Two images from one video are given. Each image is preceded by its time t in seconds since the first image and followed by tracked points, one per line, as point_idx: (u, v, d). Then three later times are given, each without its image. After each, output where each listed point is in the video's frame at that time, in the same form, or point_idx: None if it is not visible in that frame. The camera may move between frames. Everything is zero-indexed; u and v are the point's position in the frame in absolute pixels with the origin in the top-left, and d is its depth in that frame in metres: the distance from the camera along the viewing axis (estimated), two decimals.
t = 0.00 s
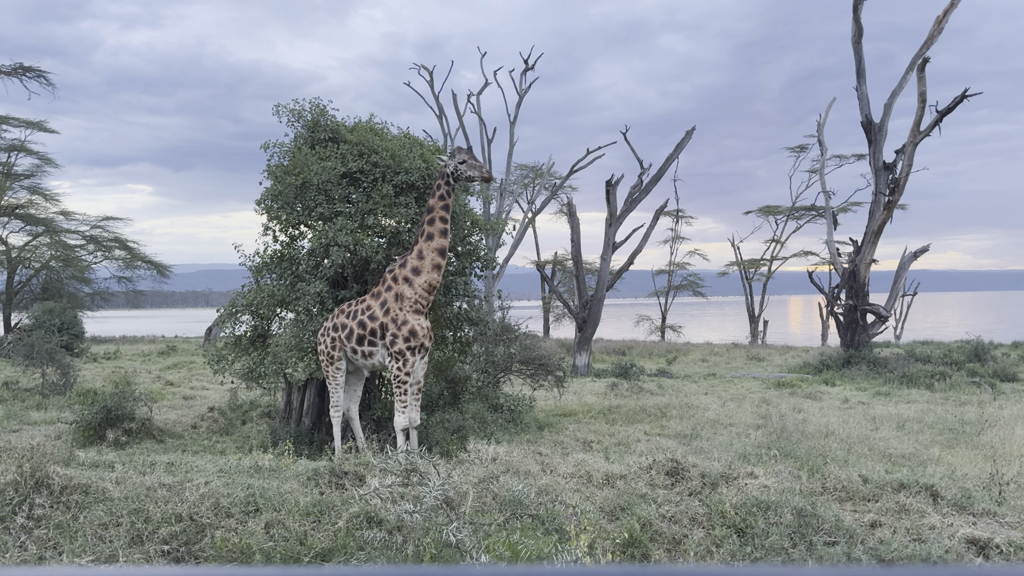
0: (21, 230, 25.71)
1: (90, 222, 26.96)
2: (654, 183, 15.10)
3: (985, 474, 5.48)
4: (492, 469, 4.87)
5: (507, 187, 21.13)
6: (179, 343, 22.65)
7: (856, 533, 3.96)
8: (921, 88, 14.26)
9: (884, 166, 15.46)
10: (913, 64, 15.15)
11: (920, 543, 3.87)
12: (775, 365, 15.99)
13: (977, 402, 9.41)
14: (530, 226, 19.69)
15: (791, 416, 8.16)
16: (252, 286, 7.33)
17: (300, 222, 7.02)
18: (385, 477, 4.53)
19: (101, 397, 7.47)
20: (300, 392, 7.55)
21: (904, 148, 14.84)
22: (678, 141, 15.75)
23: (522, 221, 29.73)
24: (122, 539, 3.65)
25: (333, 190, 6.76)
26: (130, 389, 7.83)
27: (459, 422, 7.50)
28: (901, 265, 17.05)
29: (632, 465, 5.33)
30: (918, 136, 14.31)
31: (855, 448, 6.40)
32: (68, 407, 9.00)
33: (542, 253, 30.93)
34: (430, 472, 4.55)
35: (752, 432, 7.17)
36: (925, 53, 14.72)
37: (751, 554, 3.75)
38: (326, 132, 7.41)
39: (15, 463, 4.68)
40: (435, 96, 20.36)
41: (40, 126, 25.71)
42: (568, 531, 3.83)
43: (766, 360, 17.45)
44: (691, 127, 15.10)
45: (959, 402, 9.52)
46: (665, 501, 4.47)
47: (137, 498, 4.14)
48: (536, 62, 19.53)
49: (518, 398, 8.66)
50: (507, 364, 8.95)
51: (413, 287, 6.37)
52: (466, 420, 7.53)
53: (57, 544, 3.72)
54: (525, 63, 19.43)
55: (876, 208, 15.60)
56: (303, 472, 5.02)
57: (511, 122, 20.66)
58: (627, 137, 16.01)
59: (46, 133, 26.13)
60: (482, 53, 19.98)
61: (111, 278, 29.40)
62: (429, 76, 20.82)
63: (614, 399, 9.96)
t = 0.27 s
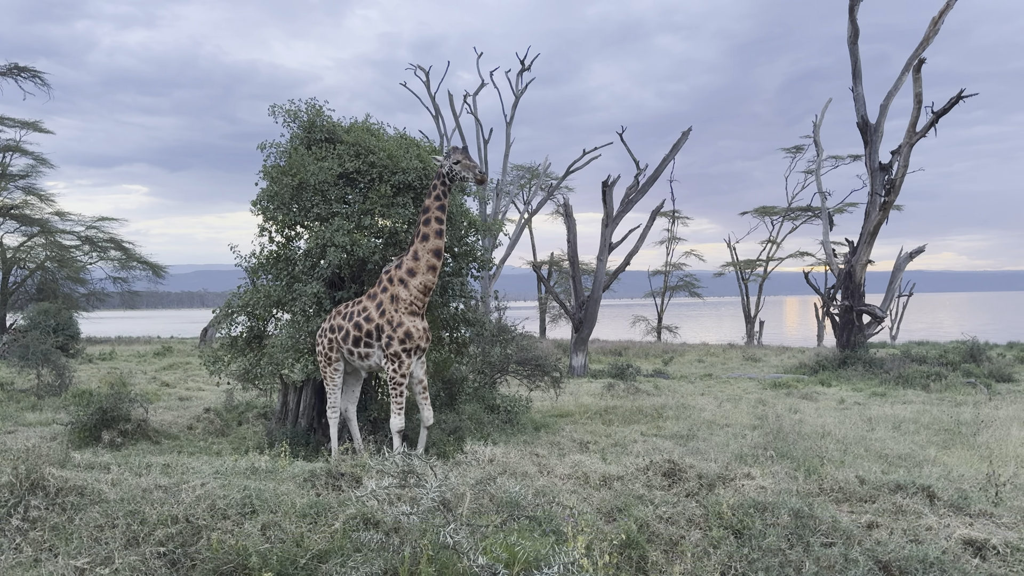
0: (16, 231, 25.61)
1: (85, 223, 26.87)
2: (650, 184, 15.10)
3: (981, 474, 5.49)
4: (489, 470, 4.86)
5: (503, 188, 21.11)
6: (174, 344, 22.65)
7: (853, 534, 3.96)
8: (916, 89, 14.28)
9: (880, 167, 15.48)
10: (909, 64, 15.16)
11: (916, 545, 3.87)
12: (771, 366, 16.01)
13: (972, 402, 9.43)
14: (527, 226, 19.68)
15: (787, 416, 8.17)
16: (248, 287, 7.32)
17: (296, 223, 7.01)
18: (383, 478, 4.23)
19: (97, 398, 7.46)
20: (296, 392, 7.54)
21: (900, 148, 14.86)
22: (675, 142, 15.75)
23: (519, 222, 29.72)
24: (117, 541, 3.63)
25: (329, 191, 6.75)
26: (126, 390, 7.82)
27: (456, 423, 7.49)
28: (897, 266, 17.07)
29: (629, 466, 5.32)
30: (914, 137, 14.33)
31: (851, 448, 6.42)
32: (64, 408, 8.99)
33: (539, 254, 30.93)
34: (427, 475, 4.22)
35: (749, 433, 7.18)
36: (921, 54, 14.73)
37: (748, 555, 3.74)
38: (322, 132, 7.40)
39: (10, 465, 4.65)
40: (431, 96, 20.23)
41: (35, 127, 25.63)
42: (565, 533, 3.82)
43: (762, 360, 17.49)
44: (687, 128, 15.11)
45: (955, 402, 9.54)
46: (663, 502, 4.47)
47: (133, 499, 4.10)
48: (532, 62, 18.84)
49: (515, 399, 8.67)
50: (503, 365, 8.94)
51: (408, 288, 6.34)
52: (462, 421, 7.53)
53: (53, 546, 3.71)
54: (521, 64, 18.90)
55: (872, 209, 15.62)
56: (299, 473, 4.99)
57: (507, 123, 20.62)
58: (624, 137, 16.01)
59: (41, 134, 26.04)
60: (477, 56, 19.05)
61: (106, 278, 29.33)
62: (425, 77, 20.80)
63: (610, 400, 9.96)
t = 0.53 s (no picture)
0: (10, 230, 25.50)
1: (81, 223, 26.83)
2: (646, 184, 15.12)
3: (975, 474, 5.51)
4: (485, 470, 4.86)
5: (499, 188, 21.11)
6: (170, 344, 22.59)
7: (848, 534, 3.96)
8: (911, 90, 14.33)
9: (875, 167, 15.52)
10: (904, 65, 15.19)
11: (911, 544, 3.88)
12: (766, 366, 16.04)
13: (966, 402, 9.46)
14: (523, 226, 19.67)
15: (782, 416, 8.20)
16: (244, 286, 7.30)
17: (292, 223, 7.00)
18: (379, 478, 4.21)
19: (92, 398, 7.44)
20: (291, 392, 7.52)
21: (895, 149, 14.89)
22: (671, 142, 15.77)
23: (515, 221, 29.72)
24: (112, 542, 3.62)
25: (325, 190, 6.74)
26: (122, 390, 7.80)
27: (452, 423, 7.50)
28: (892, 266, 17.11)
29: (625, 466, 5.33)
30: (909, 138, 14.37)
31: (846, 448, 6.43)
32: (58, 408, 8.96)
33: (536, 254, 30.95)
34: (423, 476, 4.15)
35: (744, 433, 7.19)
36: (916, 55, 14.77)
37: (743, 555, 3.74)
38: (318, 132, 7.39)
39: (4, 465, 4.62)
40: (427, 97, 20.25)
41: (30, 126, 25.54)
42: (561, 533, 3.82)
43: (757, 360, 17.52)
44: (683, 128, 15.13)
45: (949, 402, 9.58)
46: (658, 502, 4.47)
47: (128, 499, 4.08)
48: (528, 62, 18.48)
49: (511, 398, 8.66)
50: (499, 365, 8.92)
51: (404, 289, 6.33)
52: (458, 421, 7.53)
53: (49, 546, 3.70)
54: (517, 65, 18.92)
55: (867, 209, 15.66)
56: (295, 473, 4.97)
57: (503, 123, 20.58)
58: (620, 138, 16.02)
59: (36, 132, 25.94)
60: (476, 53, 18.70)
61: (101, 278, 29.24)
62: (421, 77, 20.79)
63: (606, 399, 9.97)
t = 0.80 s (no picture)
0: (4, 229, 25.38)
1: (74, 221, 26.71)
2: (642, 184, 15.12)
3: (968, 473, 5.52)
4: (480, 469, 4.86)
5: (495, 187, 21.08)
6: (164, 343, 22.49)
7: (842, 533, 3.96)
8: (906, 90, 14.36)
9: (870, 167, 15.55)
10: (899, 65, 15.22)
11: (905, 544, 3.89)
12: (761, 365, 16.07)
13: (960, 402, 9.49)
14: (518, 225, 19.65)
15: (777, 415, 8.21)
16: (238, 285, 7.28)
17: (287, 221, 6.99)
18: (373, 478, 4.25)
19: (86, 397, 7.41)
20: (286, 391, 7.51)
21: (890, 149, 14.93)
22: (666, 142, 15.79)
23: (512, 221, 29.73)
24: (105, 541, 3.60)
25: (320, 189, 6.73)
26: (116, 389, 7.77)
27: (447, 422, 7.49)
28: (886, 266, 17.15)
29: (620, 465, 5.33)
30: (904, 138, 14.40)
31: (840, 447, 6.44)
32: (52, 407, 8.93)
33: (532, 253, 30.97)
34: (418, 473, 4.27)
35: (738, 432, 7.20)
36: (911, 55, 14.81)
37: (737, 554, 3.75)
38: (313, 130, 7.38)
39: None
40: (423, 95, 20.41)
41: (24, 124, 25.44)
42: (555, 532, 3.82)
43: (752, 360, 17.56)
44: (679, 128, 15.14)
45: (943, 402, 9.61)
46: (653, 501, 4.47)
47: (122, 499, 4.06)
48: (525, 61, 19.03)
49: (506, 398, 8.66)
50: (494, 364, 8.89)
51: (401, 288, 6.32)
52: (454, 420, 7.53)
53: (41, 546, 3.68)
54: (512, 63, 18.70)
55: (862, 209, 15.69)
56: (289, 473, 4.95)
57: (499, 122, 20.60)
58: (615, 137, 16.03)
59: (30, 130, 25.82)
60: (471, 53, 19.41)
61: (95, 276, 29.15)
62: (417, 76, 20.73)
63: (601, 399, 9.96)
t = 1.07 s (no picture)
0: None
1: (68, 218, 26.60)
2: (637, 183, 15.14)
3: (960, 473, 5.55)
4: (475, 468, 4.86)
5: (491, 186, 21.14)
6: (159, 341, 22.43)
7: (836, 532, 3.97)
8: (901, 90, 14.39)
9: (865, 167, 15.59)
10: (894, 66, 15.25)
11: (898, 543, 3.90)
12: (755, 364, 16.11)
13: (953, 401, 9.52)
14: (514, 224, 19.68)
15: (771, 415, 8.23)
16: (233, 283, 7.27)
17: (281, 220, 6.98)
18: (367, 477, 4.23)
19: (79, 395, 7.40)
20: (281, 390, 7.50)
21: (884, 149, 14.96)
22: (661, 141, 15.81)
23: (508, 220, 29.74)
24: (99, 540, 3.60)
25: (315, 187, 6.73)
26: (110, 387, 7.76)
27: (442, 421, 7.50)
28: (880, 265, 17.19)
29: (615, 464, 5.34)
30: (898, 138, 14.43)
31: (834, 447, 6.46)
32: (45, 405, 8.91)
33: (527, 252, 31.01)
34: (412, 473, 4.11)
35: (732, 431, 7.22)
36: (905, 56, 14.84)
37: (731, 553, 3.75)
38: (308, 128, 7.37)
39: None
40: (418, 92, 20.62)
41: (18, 121, 25.35)
42: (550, 531, 3.82)
43: (746, 359, 17.61)
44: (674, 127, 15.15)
45: (937, 401, 9.64)
46: (647, 500, 4.48)
47: (115, 497, 4.05)
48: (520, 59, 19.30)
49: (501, 396, 8.66)
50: (489, 364, 8.88)
51: (399, 287, 6.30)
52: (448, 419, 7.53)
53: (34, 545, 3.67)
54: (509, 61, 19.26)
55: (856, 209, 15.73)
56: (283, 471, 4.94)
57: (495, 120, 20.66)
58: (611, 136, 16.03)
59: (23, 127, 25.72)
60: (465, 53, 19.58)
61: (89, 274, 29.08)
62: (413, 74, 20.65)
63: (596, 398, 9.98)
